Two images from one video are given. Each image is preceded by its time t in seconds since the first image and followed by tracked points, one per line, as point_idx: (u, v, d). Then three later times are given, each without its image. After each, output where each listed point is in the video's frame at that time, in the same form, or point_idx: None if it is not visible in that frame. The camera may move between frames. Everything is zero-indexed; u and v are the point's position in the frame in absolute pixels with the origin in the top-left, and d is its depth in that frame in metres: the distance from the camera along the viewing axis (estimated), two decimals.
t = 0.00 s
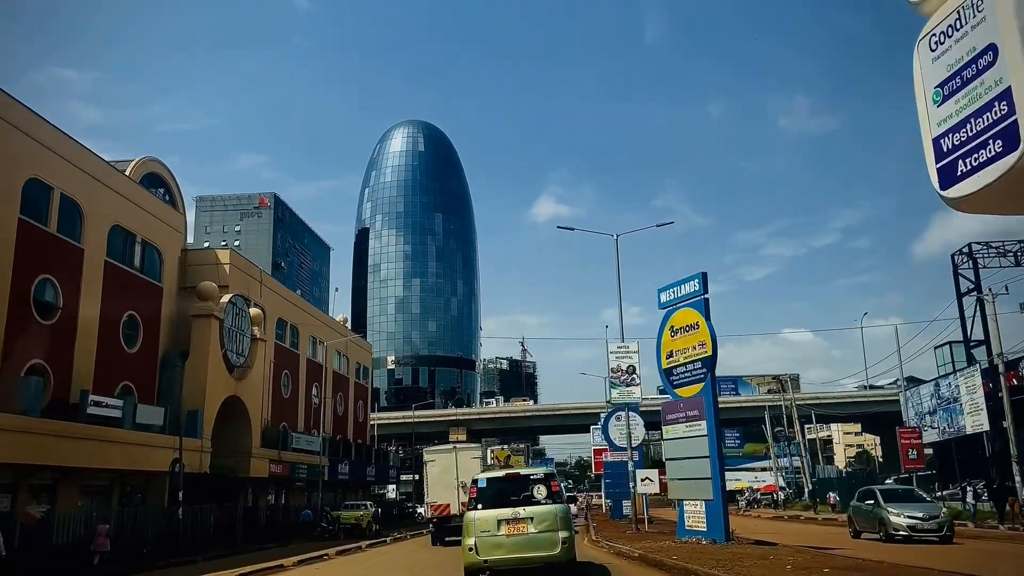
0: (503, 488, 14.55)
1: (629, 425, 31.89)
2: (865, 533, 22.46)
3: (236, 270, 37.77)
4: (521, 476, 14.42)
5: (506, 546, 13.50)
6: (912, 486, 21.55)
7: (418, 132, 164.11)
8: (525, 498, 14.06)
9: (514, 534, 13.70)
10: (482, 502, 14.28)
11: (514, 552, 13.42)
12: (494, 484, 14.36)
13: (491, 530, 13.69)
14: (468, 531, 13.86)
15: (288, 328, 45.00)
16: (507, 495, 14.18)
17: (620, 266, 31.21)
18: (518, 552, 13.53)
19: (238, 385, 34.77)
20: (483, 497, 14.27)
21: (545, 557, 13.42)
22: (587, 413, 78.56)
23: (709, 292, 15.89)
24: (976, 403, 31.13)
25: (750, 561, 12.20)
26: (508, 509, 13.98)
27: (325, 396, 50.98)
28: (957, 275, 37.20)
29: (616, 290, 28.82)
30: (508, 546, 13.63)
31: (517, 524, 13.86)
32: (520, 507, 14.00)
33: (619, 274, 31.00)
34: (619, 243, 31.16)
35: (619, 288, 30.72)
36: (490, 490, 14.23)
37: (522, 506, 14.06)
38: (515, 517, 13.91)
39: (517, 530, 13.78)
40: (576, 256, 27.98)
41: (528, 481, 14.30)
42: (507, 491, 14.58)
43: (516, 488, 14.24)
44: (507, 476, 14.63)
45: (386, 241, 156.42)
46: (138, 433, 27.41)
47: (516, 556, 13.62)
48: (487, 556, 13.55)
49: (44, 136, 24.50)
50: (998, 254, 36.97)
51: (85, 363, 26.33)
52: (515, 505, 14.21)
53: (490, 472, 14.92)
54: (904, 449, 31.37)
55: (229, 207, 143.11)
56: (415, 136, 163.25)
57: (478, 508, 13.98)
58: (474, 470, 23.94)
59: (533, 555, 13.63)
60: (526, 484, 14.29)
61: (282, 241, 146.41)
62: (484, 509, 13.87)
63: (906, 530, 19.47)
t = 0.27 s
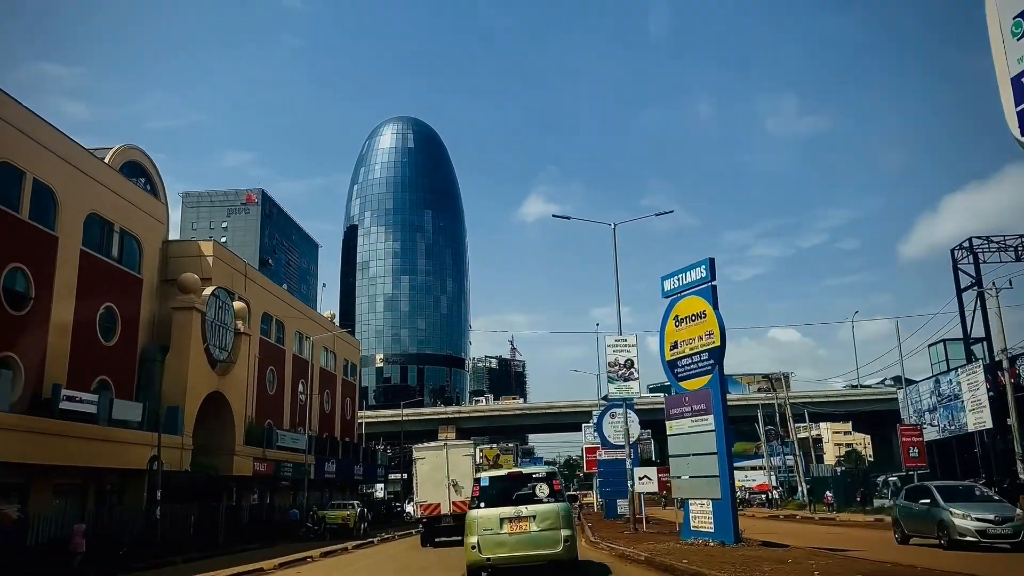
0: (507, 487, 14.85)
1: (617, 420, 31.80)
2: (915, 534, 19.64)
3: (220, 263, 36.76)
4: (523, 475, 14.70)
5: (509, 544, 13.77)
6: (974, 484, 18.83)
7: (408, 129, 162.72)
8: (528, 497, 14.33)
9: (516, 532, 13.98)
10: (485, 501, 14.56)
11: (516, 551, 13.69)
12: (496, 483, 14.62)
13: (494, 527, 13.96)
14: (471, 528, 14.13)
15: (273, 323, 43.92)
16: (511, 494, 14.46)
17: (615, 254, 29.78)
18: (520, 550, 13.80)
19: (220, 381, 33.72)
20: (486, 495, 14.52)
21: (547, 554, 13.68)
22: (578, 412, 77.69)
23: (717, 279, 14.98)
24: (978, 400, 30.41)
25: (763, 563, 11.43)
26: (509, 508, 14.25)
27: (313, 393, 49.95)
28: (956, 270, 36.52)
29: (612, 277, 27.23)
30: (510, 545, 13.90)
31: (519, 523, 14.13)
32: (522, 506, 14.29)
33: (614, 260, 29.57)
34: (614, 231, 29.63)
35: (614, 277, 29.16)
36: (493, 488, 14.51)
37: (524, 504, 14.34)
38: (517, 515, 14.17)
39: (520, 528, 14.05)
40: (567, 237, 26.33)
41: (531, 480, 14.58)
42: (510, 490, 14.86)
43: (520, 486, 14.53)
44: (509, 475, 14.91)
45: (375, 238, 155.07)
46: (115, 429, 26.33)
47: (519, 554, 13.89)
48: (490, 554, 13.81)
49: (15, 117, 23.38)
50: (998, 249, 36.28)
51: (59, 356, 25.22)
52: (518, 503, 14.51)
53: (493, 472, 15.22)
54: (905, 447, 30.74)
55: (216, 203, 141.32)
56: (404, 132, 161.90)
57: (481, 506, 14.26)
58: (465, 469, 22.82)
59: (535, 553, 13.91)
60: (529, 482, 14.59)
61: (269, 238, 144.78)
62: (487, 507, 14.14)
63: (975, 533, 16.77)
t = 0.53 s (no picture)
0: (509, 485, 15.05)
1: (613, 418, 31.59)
2: None
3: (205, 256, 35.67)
4: (525, 474, 14.88)
5: (511, 541, 13.97)
6: None
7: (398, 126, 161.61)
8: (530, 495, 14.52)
9: (519, 529, 14.14)
10: (487, 499, 14.76)
11: (519, 548, 13.90)
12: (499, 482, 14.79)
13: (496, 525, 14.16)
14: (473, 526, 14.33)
15: (260, 319, 42.82)
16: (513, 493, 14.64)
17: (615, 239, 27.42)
18: (522, 548, 14.00)
19: (204, 377, 32.65)
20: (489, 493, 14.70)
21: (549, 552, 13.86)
22: (570, 410, 76.85)
23: (727, 266, 14.04)
24: (982, 398, 29.69)
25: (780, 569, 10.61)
26: (512, 506, 14.38)
27: (300, 391, 48.87)
28: (958, 266, 35.82)
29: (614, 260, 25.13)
30: (513, 542, 14.08)
31: (521, 521, 14.31)
32: (524, 504, 14.49)
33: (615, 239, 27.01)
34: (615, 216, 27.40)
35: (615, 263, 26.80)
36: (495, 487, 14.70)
37: (526, 503, 14.52)
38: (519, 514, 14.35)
39: (521, 526, 14.23)
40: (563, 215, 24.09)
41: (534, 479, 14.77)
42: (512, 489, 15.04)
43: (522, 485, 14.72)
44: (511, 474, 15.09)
45: (365, 236, 153.79)
46: (89, 427, 25.22)
47: (520, 551, 14.07)
48: (492, 552, 14.00)
49: None
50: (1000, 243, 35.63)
51: (32, 349, 24.07)
52: (519, 501, 14.71)
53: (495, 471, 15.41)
54: (908, 445, 30.00)
55: (203, 200, 139.63)
56: (395, 130, 160.73)
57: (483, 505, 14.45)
58: (456, 469, 21.70)
59: (536, 551, 14.11)
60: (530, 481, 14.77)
61: (258, 236, 143.16)
62: (489, 506, 14.34)
63: None
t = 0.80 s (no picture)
0: (506, 484, 14.94)
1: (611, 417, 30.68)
2: None
3: (184, 248, 34.45)
4: (523, 473, 14.76)
5: (509, 541, 13.83)
6: None
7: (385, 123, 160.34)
8: (528, 495, 14.38)
9: (516, 530, 13.99)
10: (485, 498, 14.65)
11: (516, 549, 13.76)
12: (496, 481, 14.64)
13: (493, 525, 14.02)
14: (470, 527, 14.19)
15: (242, 314, 41.66)
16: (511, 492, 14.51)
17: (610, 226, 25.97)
18: (521, 548, 13.87)
19: (182, 372, 31.49)
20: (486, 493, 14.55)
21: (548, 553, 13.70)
22: (558, 409, 75.95)
23: (736, 250, 13.18)
24: (982, 395, 29.11)
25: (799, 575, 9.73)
26: (509, 505, 14.22)
27: (284, 389, 47.72)
28: (955, 261, 35.20)
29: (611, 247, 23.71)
30: (510, 542, 13.95)
31: (519, 520, 14.17)
32: (522, 503, 14.32)
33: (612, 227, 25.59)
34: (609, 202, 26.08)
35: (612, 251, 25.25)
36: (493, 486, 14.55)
37: (524, 502, 14.39)
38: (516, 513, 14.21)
39: (519, 526, 14.11)
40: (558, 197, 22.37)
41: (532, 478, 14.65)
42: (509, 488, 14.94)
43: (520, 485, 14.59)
44: (509, 473, 14.97)
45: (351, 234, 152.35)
46: (60, 424, 24.08)
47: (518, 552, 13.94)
48: (490, 552, 13.87)
49: None
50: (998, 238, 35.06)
51: None
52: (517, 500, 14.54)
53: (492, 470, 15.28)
54: (907, 443, 29.31)
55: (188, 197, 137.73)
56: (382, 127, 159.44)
57: (480, 505, 14.31)
58: (445, 469, 20.53)
59: (535, 551, 13.99)
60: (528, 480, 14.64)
61: (243, 234, 141.36)
62: (486, 505, 14.23)
63: None
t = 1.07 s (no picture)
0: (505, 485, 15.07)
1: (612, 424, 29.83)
2: None
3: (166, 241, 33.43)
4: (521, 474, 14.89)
5: (508, 542, 14.00)
6: None
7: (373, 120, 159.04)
8: (526, 496, 14.54)
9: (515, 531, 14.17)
10: (483, 499, 14.79)
11: (514, 551, 13.95)
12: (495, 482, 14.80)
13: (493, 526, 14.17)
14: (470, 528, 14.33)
15: (225, 310, 40.49)
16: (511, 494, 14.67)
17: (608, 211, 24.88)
18: (519, 549, 14.02)
19: (162, 369, 30.34)
20: (485, 494, 14.71)
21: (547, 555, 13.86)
22: (547, 409, 75.02)
23: (748, 233, 12.26)
24: (985, 394, 28.40)
25: None
26: (508, 507, 14.39)
27: (268, 388, 46.53)
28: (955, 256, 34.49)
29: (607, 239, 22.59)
30: (509, 544, 14.13)
31: (518, 522, 14.33)
32: (520, 504, 14.47)
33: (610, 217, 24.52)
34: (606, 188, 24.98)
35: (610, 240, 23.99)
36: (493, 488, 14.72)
37: (522, 503, 14.55)
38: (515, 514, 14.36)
39: (518, 527, 14.29)
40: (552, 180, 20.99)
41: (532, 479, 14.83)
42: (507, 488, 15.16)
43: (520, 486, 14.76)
44: (507, 473, 15.16)
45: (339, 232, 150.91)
46: (30, 422, 22.94)
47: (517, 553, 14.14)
48: (489, 554, 14.02)
49: None
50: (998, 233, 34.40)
51: None
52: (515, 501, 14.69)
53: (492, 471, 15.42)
54: (909, 443, 28.58)
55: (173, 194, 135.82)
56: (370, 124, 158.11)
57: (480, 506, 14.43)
58: (434, 467, 19.42)
59: (534, 552, 14.20)
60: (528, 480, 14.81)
61: (229, 231, 139.57)
62: (485, 507, 14.35)
63: None
